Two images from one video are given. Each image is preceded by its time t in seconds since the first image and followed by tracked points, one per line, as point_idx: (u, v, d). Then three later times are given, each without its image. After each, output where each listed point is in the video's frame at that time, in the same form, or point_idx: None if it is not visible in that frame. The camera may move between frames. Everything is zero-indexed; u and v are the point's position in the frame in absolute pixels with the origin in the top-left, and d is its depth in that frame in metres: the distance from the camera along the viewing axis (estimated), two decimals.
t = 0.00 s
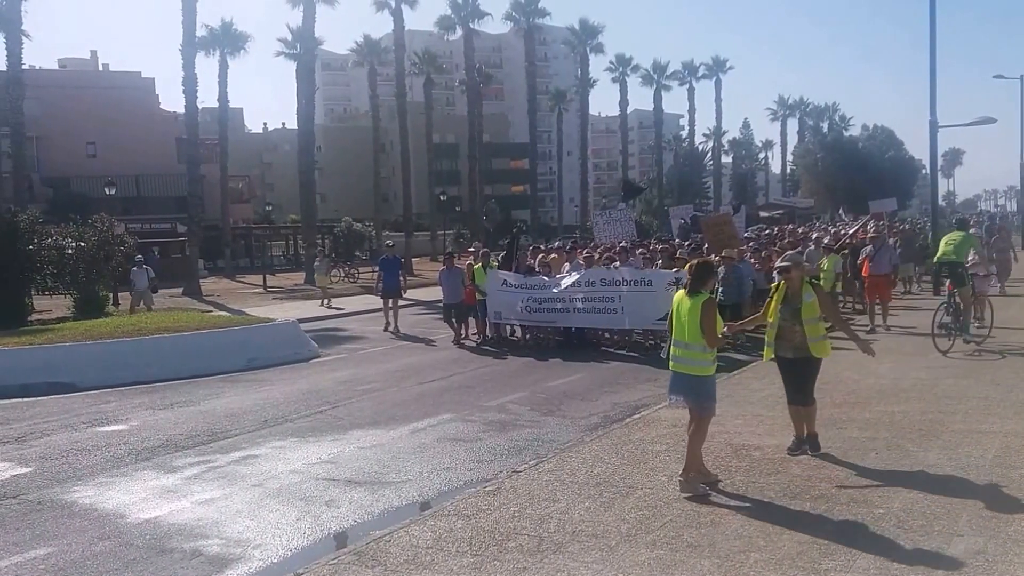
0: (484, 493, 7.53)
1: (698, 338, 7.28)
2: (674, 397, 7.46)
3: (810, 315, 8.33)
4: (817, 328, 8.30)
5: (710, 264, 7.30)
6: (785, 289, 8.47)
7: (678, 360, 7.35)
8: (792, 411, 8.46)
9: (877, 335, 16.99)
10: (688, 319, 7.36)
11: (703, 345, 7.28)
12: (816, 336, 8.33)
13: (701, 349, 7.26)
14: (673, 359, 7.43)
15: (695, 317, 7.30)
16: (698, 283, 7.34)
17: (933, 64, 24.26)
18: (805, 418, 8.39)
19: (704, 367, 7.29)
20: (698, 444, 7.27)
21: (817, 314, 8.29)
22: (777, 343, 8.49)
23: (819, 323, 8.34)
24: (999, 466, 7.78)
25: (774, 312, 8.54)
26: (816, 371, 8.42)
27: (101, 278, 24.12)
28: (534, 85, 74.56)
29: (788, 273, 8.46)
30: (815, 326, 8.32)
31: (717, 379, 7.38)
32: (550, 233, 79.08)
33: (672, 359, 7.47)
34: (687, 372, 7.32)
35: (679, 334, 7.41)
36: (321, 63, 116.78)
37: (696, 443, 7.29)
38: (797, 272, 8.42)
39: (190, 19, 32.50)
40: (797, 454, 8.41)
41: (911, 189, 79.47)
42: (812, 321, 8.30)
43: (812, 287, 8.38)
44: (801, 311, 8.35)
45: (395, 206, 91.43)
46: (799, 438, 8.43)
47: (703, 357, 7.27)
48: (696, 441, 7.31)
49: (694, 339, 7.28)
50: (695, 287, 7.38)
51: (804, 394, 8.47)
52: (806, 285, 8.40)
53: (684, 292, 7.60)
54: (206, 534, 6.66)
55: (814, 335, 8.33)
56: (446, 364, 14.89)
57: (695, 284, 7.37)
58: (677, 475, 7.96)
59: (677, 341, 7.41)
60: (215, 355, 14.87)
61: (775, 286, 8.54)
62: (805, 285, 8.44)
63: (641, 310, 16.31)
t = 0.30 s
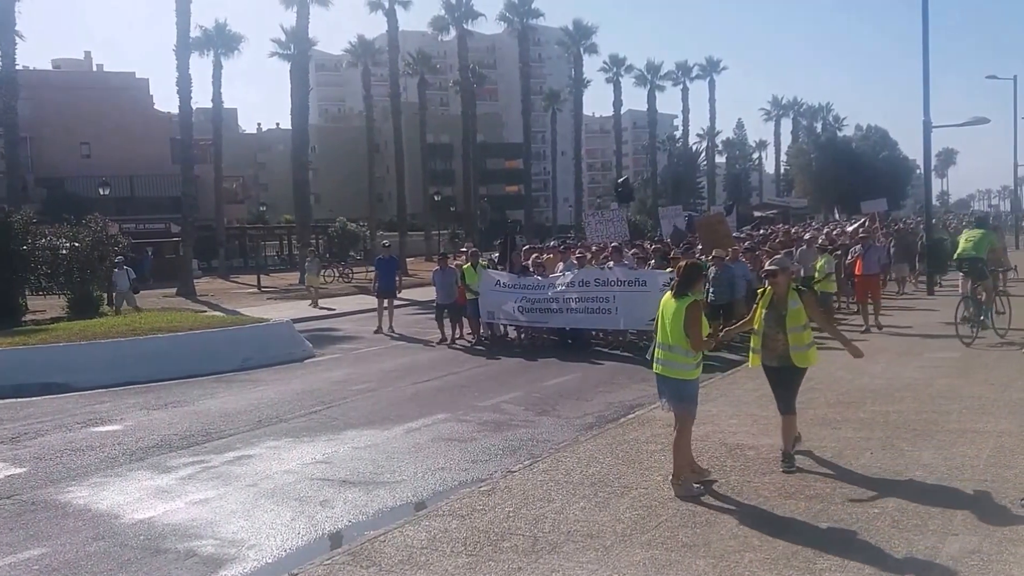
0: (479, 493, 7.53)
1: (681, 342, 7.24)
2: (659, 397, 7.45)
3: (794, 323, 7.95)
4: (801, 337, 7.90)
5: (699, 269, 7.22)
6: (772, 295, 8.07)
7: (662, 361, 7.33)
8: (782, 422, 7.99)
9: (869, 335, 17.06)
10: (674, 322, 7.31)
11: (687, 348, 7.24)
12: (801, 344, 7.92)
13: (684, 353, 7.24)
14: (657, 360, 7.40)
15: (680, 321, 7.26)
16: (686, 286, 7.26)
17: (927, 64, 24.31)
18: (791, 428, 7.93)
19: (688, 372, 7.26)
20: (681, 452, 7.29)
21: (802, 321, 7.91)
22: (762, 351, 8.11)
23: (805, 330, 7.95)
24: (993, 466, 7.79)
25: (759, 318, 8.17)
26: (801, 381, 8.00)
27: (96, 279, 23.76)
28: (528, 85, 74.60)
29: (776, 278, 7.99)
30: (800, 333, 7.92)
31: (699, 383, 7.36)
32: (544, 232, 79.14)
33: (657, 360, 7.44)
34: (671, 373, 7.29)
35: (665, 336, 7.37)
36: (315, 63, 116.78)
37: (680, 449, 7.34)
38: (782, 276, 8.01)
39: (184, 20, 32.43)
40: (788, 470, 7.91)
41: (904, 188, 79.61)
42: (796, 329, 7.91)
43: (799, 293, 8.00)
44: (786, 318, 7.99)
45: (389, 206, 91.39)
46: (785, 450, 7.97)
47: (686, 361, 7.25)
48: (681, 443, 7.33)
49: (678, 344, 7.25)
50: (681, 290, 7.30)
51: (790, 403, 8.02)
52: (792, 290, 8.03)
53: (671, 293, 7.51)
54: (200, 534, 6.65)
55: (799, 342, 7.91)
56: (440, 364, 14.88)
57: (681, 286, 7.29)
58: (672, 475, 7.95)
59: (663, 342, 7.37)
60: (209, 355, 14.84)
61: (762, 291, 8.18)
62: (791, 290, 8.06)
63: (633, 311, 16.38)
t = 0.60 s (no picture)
0: (471, 494, 7.53)
1: (664, 343, 7.17)
2: (638, 400, 7.36)
3: (774, 319, 7.86)
4: (782, 333, 7.80)
5: (682, 270, 7.16)
6: (753, 291, 8.02)
7: (642, 363, 7.24)
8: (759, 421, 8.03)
9: (858, 335, 17.10)
10: (656, 323, 7.24)
11: (668, 349, 7.17)
12: (783, 340, 7.82)
13: (666, 355, 7.16)
14: (637, 362, 7.32)
15: (663, 322, 7.19)
16: (669, 287, 7.20)
17: (916, 63, 24.41)
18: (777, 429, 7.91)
19: (668, 374, 7.18)
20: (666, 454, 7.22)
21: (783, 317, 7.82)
22: (744, 350, 8.03)
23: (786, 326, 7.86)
24: (981, 464, 7.84)
25: (742, 315, 8.11)
26: (784, 379, 7.91)
27: (86, 279, 23.99)
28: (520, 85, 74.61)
29: (757, 274, 7.98)
30: (780, 329, 7.83)
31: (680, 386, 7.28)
32: (536, 232, 79.15)
33: (637, 361, 7.35)
34: (652, 375, 7.20)
35: (647, 337, 7.28)
36: (307, 63, 116.74)
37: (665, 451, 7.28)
38: (764, 273, 7.97)
39: (175, 19, 32.33)
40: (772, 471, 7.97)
41: (894, 188, 79.93)
42: (776, 323, 7.82)
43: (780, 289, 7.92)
44: (765, 314, 7.91)
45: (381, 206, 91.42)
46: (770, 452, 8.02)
47: (667, 364, 7.17)
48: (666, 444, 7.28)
49: (660, 344, 7.17)
50: (664, 291, 7.24)
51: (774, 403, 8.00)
52: (773, 287, 7.95)
53: (652, 294, 7.46)
54: (189, 535, 6.63)
55: (780, 338, 7.82)
56: (432, 364, 14.87)
57: (665, 287, 7.23)
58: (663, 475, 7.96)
59: (644, 343, 7.28)
60: (199, 356, 14.80)
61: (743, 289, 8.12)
62: (772, 286, 7.98)
63: (624, 310, 16.45)
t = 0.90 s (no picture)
0: (458, 494, 7.53)
1: (637, 346, 6.94)
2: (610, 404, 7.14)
3: (743, 321, 7.61)
4: (749, 335, 7.56)
5: (653, 270, 6.94)
6: (724, 294, 7.75)
7: (614, 367, 7.01)
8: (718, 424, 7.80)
9: (843, 335, 17.12)
10: (628, 326, 7.01)
11: (642, 352, 6.94)
12: (752, 343, 7.58)
13: (640, 357, 6.93)
14: (609, 366, 7.08)
15: (635, 324, 6.96)
16: (640, 289, 6.97)
17: (904, 63, 24.51)
18: (722, 432, 7.70)
19: (643, 376, 6.95)
20: (613, 455, 7.07)
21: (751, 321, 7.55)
22: (713, 352, 7.81)
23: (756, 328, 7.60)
24: (966, 461, 7.88)
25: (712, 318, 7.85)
26: (754, 383, 7.68)
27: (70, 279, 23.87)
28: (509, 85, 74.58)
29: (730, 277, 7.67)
30: (747, 332, 7.58)
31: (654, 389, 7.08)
32: (526, 232, 79.15)
33: (608, 365, 7.12)
34: (624, 379, 6.98)
35: (620, 339, 7.04)
36: (295, 62, 116.42)
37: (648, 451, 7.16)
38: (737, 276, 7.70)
39: (162, 18, 32.18)
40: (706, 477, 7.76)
41: (881, 188, 80.29)
42: (744, 326, 7.57)
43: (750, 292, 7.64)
44: (734, 317, 7.64)
45: (370, 206, 91.31)
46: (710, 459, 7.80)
47: (641, 366, 6.94)
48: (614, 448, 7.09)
49: (633, 348, 6.94)
50: (634, 293, 7.01)
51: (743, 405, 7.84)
52: (743, 289, 7.68)
53: (623, 297, 7.22)
54: (175, 538, 6.60)
55: (749, 342, 7.58)
56: (419, 364, 14.85)
57: (634, 289, 7.00)
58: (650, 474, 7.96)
59: (617, 345, 7.05)
60: (186, 357, 14.74)
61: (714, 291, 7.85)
62: (742, 289, 7.71)
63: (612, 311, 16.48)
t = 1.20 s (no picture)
0: (443, 495, 7.51)
1: (602, 347, 6.92)
2: (577, 406, 7.09)
3: (703, 323, 7.60)
4: (709, 337, 7.53)
5: (618, 272, 6.94)
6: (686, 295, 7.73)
7: (579, 369, 6.98)
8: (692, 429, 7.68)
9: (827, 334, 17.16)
10: (593, 328, 6.99)
11: (607, 352, 6.91)
12: (713, 345, 7.55)
13: (605, 359, 6.90)
14: (573, 368, 7.05)
15: (600, 325, 6.95)
16: (606, 291, 6.98)
17: (887, 63, 24.63)
18: (700, 438, 7.59)
19: (609, 378, 6.92)
20: (595, 457, 7.03)
21: (711, 323, 7.53)
22: (674, 354, 7.78)
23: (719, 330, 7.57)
24: (948, 459, 7.91)
25: (674, 321, 7.85)
26: (715, 384, 7.64)
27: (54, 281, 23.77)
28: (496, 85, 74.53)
29: (693, 280, 7.69)
30: (708, 333, 7.54)
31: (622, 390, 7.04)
32: (513, 232, 79.15)
33: (573, 367, 7.09)
34: (589, 381, 6.95)
35: (584, 341, 7.02)
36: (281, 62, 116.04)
37: (624, 453, 7.16)
38: (700, 279, 7.69)
39: (146, 17, 32.03)
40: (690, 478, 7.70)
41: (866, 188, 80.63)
42: (703, 329, 7.55)
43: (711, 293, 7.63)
44: (696, 319, 7.63)
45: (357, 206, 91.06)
46: (693, 460, 7.75)
47: (607, 367, 6.91)
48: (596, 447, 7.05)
49: (598, 349, 6.92)
50: (599, 294, 7.01)
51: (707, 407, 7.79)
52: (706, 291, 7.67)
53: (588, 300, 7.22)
54: (157, 540, 6.56)
55: (711, 344, 7.54)
56: (405, 365, 14.83)
57: (600, 291, 7.00)
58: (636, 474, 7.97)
59: (581, 347, 7.02)
60: (170, 358, 14.67)
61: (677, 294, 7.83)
62: (705, 292, 7.70)
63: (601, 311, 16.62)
